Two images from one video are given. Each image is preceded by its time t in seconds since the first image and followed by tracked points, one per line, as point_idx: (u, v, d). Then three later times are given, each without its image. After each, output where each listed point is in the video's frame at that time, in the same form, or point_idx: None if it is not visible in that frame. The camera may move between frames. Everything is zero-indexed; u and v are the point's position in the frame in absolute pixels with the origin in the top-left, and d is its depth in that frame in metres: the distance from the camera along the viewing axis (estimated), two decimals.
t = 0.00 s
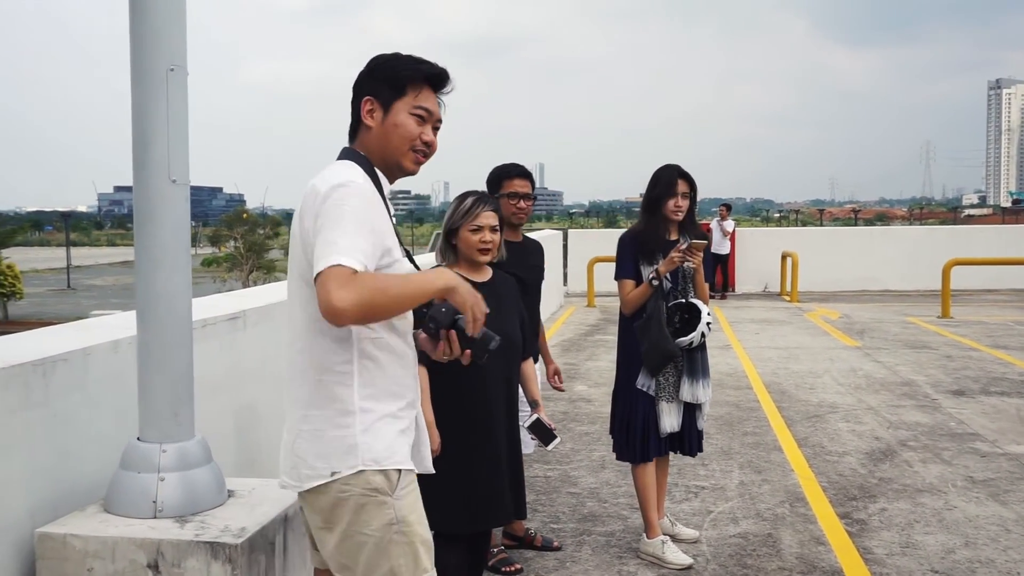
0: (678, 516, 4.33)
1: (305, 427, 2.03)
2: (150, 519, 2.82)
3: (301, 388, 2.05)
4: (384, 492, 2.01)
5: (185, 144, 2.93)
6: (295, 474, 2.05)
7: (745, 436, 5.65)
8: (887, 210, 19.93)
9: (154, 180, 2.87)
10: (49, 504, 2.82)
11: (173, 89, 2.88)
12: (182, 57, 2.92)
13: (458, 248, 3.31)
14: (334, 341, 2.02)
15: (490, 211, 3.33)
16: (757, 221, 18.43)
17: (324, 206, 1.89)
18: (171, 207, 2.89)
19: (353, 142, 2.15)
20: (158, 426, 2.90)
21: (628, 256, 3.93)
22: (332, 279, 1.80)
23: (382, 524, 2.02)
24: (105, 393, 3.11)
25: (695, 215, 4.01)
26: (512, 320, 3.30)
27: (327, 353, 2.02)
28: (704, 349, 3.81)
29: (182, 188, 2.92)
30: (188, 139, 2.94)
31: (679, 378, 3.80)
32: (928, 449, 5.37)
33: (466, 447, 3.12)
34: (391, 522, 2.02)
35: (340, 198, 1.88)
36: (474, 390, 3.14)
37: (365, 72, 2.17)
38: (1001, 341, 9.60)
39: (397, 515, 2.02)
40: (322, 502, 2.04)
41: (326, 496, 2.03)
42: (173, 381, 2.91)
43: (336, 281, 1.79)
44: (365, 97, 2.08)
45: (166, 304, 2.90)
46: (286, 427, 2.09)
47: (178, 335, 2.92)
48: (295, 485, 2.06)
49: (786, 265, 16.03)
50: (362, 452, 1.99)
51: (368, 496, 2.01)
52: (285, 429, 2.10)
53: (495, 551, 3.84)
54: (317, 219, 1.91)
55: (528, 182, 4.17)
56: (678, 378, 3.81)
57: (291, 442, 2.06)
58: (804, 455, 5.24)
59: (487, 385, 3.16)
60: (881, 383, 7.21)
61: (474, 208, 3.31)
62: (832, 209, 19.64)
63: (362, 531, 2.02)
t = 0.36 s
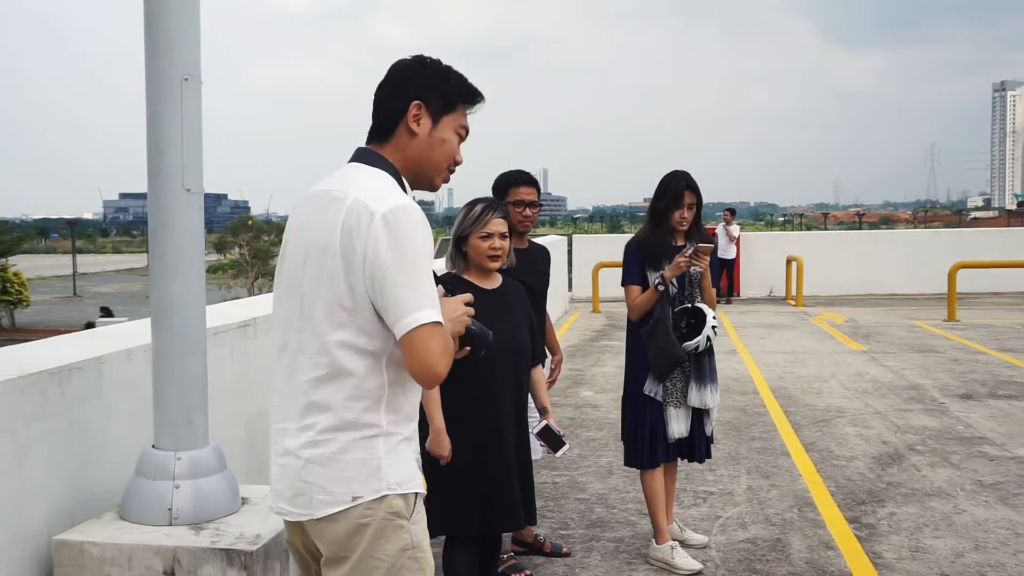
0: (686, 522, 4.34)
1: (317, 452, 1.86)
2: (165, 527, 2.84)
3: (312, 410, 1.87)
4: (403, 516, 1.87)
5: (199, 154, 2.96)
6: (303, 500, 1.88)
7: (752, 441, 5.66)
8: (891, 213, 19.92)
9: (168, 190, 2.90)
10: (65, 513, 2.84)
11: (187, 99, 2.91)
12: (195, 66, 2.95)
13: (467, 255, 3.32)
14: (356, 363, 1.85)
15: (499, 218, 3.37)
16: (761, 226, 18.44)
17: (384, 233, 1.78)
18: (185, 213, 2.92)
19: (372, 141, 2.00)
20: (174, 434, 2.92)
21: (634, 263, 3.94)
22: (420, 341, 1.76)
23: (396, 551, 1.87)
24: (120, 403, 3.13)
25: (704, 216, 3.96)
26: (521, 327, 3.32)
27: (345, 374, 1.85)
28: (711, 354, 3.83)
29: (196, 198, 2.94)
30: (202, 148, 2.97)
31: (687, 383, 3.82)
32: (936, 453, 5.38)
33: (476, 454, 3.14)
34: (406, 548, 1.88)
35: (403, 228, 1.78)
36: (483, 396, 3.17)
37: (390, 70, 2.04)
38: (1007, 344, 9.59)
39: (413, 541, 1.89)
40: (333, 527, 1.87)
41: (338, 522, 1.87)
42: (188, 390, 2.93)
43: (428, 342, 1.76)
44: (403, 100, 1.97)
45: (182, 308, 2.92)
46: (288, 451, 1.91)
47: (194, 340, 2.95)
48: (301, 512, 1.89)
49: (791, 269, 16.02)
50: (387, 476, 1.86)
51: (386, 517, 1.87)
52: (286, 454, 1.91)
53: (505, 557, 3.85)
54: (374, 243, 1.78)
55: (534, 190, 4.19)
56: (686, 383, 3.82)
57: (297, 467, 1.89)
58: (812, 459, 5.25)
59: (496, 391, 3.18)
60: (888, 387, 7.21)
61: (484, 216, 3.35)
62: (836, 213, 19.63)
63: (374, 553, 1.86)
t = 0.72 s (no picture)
0: (720, 531, 4.36)
1: (399, 468, 1.95)
2: (210, 539, 2.92)
3: (385, 426, 1.95)
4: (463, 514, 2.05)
5: (237, 176, 3.04)
6: (385, 514, 1.96)
7: (783, 450, 5.66)
8: (917, 219, 19.75)
9: (207, 211, 2.99)
10: (113, 526, 2.93)
11: (225, 123, 3.01)
12: (232, 91, 3.04)
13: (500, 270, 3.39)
14: (424, 374, 1.99)
15: (530, 232, 3.43)
16: (786, 234, 18.37)
17: (453, 250, 1.95)
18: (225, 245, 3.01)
19: (385, 164, 2.03)
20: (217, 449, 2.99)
21: (660, 274, 3.98)
22: (484, 347, 1.96)
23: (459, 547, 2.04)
24: (164, 418, 3.21)
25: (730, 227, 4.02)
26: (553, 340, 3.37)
27: (416, 386, 1.97)
28: (740, 363, 3.85)
29: (235, 219, 3.03)
30: (240, 170, 3.06)
31: (717, 393, 3.84)
32: (969, 461, 5.35)
33: (510, 465, 3.20)
34: (467, 543, 2.06)
35: (465, 242, 1.98)
36: (515, 409, 3.22)
37: (369, 94, 2.02)
38: None
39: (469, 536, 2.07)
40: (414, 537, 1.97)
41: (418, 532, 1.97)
42: (231, 405, 3.00)
43: (492, 342, 1.98)
44: (407, 122, 2.02)
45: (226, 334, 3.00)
46: (358, 472, 1.96)
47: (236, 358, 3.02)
48: (377, 530, 1.96)
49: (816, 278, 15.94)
50: (457, 482, 2.03)
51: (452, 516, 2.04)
52: (357, 474, 1.96)
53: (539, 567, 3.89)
54: (444, 260, 1.95)
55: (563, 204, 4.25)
56: (715, 393, 3.84)
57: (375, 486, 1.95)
58: (843, 468, 5.25)
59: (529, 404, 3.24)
60: (918, 395, 7.17)
61: (516, 230, 3.42)
62: (861, 219, 19.51)
63: (441, 554, 2.00)
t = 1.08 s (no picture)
0: (780, 544, 4.34)
1: (444, 446, 2.18)
2: (278, 528, 3.08)
3: (429, 411, 2.16)
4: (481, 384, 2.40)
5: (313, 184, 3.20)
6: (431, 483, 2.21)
7: (848, 466, 5.58)
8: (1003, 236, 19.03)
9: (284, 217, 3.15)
10: (187, 513, 3.10)
11: (303, 134, 3.17)
12: (309, 103, 3.20)
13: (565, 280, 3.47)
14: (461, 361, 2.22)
15: (596, 242, 3.50)
16: (863, 249, 17.93)
17: (489, 253, 2.20)
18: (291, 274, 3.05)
19: (411, 175, 2.30)
20: (287, 444, 3.13)
21: (723, 285, 4.01)
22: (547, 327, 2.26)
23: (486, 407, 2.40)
24: (236, 413, 3.37)
25: (795, 240, 4.03)
26: (617, 348, 3.43)
27: (455, 373, 2.21)
28: (802, 377, 3.84)
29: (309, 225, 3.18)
30: (315, 178, 3.22)
31: (778, 406, 3.84)
32: None
33: (568, 469, 3.29)
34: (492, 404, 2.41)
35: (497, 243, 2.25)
36: (575, 415, 3.30)
37: (388, 117, 2.31)
38: None
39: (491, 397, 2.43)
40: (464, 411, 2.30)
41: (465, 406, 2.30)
42: (300, 401, 3.14)
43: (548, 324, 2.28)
44: (424, 140, 2.30)
45: (292, 348, 3.15)
46: (405, 451, 2.18)
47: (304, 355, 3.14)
48: (424, 495, 2.22)
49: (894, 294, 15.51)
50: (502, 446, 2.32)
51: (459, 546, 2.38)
52: (405, 453, 2.17)
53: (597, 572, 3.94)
54: (482, 261, 2.19)
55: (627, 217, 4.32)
56: (776, 406, 3.84)
57: (421, 463, 2.17)
58: (911, 487, 5.15)
59: (588, 412, 3.31)
60: (995, 415, 6.95)
61: (582, 241, 3.49)
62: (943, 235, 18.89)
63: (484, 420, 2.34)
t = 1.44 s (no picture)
0: (795, 540, 4.36)
1: (467, 423, 2.31)
2: (298, 519, 2.81)
3: (460, 395, 2.28)
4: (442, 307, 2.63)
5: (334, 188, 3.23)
6: (451, 459, 2.32)
7: (868, 464, 5.56)
8: None
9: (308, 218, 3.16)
10: (212, 509, 2.87)
11: (325, 138, 3.19)
12: (330, 108, 3.23)
13: (580, 278, 3.51)
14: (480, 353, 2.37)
15: (611, 240, 3.54)
16: (891, 245, 17.75)
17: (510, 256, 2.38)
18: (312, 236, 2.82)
19: (435, 187, 2.41)
20: (306, 434, 2.88)
21: (739, 283, 4.03)
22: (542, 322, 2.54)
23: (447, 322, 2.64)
24: (262, 409, 3.17)
25: (811, 238, 4.05)
26: (629, 346, 3.47)
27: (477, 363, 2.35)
28: (816, 374, 3.87)
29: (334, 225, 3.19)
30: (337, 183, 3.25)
31: (792, 403, 3.86)
32: None
33: (581, 464, 3.35)
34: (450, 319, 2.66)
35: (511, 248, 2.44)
36: (587, 412, 3.35)
37: (421, 131, 2.40)
38: None
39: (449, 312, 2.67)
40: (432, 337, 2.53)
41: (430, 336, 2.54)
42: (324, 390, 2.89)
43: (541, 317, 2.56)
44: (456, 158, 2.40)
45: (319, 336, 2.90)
46: (435, 430, 2.27)
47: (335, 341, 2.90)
48: (442, 470, 2.33)
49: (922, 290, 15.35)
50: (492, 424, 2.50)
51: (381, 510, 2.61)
52: (435, 432, 2.27)
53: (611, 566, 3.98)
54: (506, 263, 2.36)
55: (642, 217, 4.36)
56: (790, 402, 3.86)
57: (446, 441, 2.28)
58: (930, 484, 5.13)
59: (600, 409, 3.36)
60: (1020, 412, 6.88)
61: (597, 239, 3.52)
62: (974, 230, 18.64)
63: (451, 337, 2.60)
